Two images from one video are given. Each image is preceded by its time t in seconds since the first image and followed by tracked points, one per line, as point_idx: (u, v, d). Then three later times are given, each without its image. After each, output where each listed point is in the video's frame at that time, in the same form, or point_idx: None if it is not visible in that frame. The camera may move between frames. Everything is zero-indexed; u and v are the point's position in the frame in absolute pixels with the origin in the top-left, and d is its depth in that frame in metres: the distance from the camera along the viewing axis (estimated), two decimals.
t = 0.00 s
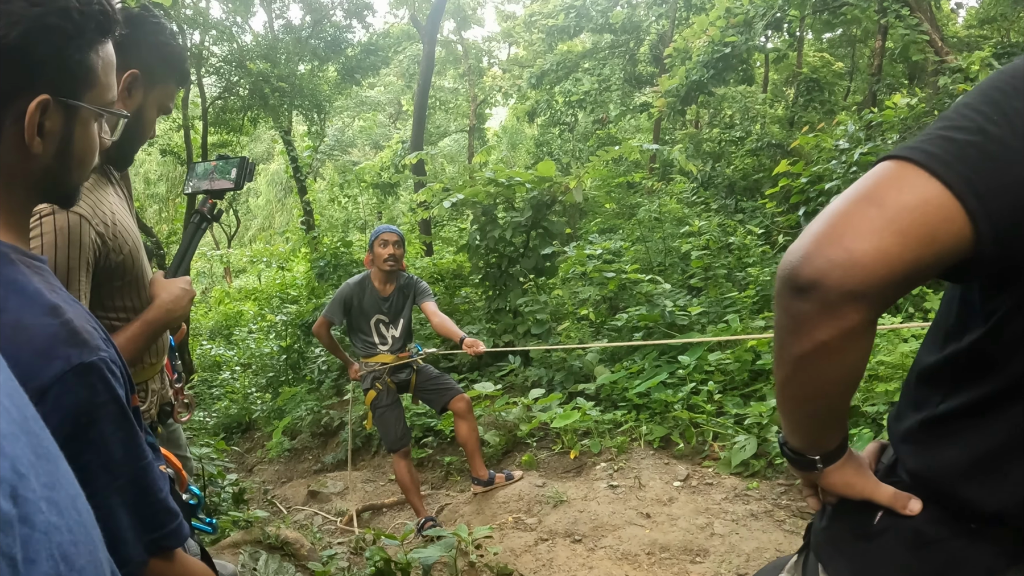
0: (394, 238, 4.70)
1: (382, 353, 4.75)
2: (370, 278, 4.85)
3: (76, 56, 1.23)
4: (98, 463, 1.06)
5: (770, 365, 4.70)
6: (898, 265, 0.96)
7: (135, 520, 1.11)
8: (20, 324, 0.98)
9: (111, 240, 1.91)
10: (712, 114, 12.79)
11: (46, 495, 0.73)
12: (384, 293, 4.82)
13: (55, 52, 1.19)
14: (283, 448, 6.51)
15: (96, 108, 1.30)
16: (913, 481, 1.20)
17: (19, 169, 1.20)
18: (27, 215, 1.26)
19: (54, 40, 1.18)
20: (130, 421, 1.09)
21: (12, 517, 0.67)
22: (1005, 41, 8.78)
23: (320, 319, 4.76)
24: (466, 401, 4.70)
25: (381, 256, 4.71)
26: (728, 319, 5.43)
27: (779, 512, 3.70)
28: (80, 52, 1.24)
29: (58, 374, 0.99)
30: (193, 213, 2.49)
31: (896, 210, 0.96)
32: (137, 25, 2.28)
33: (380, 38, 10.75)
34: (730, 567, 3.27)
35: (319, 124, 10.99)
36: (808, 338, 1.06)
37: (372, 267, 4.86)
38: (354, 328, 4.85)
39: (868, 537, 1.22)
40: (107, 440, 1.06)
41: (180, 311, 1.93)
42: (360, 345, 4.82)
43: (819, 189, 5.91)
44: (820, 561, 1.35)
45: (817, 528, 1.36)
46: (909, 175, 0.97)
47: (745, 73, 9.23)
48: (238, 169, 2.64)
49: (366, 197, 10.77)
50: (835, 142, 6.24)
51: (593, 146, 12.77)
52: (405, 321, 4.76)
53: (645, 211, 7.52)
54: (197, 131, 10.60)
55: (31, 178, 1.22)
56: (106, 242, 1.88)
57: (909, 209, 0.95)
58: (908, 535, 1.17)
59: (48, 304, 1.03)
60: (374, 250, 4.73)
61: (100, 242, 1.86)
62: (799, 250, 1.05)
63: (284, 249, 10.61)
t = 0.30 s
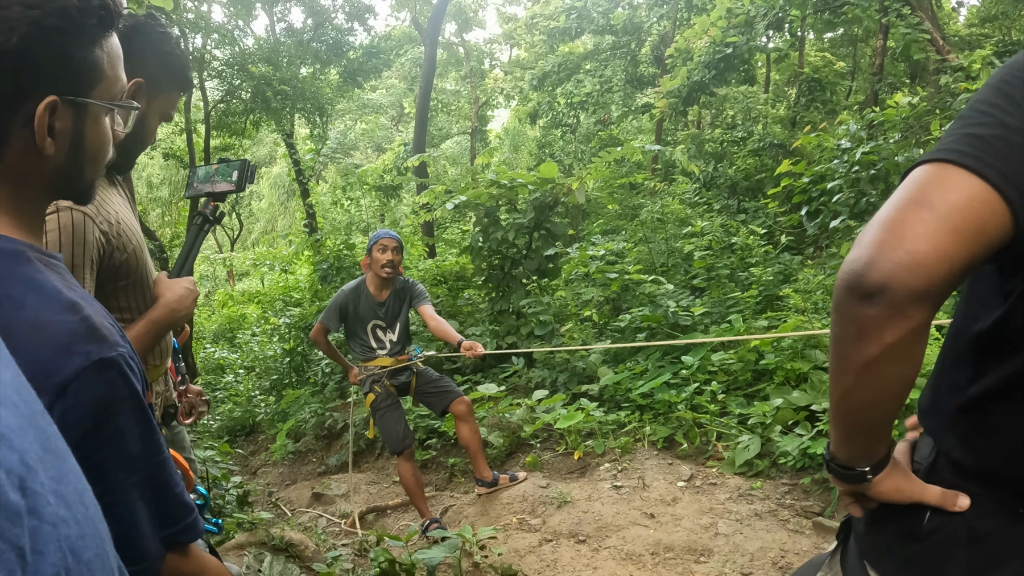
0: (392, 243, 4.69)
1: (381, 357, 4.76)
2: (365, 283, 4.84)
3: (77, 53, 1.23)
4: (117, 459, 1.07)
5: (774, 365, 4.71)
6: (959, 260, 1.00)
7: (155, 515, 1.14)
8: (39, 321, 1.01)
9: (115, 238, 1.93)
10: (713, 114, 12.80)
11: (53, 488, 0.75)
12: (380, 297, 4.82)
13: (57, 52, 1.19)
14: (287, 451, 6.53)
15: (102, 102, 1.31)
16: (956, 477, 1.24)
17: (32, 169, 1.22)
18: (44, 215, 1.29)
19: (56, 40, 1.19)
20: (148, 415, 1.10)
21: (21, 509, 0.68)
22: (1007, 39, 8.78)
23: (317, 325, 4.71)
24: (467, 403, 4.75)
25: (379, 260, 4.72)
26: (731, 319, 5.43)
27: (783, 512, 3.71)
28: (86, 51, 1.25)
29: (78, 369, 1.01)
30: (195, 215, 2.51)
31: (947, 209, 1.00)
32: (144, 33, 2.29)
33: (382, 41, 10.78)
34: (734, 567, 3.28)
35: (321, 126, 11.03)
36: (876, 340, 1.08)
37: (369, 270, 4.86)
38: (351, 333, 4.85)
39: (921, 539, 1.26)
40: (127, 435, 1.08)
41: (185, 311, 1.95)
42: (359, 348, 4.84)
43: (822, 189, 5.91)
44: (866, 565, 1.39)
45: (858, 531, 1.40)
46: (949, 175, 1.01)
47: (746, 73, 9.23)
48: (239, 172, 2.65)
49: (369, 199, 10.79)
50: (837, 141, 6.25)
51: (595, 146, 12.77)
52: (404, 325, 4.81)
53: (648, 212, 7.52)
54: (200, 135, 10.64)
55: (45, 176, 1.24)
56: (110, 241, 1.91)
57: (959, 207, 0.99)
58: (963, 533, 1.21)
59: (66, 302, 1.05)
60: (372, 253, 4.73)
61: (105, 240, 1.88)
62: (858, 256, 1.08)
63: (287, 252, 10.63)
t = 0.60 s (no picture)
0: (386, 241, 4.70)
1: (380, 357, 4.77)
2: (363, 283, 4.85)
3: (139, 62, 1.26)
4: (174, 452, 1.12)
5: (775, 364, 4.71)
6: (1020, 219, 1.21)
7: (202, 503, 1.20)
8: (101, 317, 1.04)
9: (117, 235, 1.95)
10: (715, 115, 12.83)
11: (57, 460, 0.76)
12: (378, 296, 4.83)
13: (120, 58, 1.22)
14: (290, 452, 6.54)
15: (158, 114, 1.33)
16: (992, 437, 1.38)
17: (81, 171, 1.22)
18: (82, 220, 1.27)
19: (122, 47, 1.23)
20: (198, 409, 1.17)
21: (27, 474, 0.69)
22: (1007, 38, 8.77)
23: (316, 326, 4.73)
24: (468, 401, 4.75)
25: (375, 259, 4.72)
26: (732, 319, 5.44)
27: (785, 510, 3.71)
28: (147, 63, 1.28)
29: (141, 364, 1.05)
30: (195, 217, 2.53)
31: (1011, 177, 1.21)
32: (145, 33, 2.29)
33: (383, 43, 10.82)
34: (736, 564, 3.29)
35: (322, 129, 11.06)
36: (953, 293, 1.27)
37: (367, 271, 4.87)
38: (350, 334, 4.86)
39: (962, 498, 1.40)
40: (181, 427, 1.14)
41: (186, 308, 1.96)
42: (359, 349, 4.85)
43: (822, 188, 5.92)
44: (905, 527, 1.51)
45: (896, 502, 1.54)
46: (1009, 150, 1.22)
47: (747, 74, 9.22)
48: (238, 174, 2.67)
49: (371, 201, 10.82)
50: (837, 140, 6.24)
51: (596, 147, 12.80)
52: (402, 325, 4.82)
53: (649, 213, 7.52)
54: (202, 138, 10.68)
55: (92, 181, 1.23)
56: (112, 239, 1.93)
57: (1020, 175, 1.20)
58: (1002, 489, 1.36)
59: (125, 300, 1.10)
60: (368, 252, 4.74)
61: (107, 237, 1.90)
62: (932, 222, 1.28)
63: (289, 254, 10.66)
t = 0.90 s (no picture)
0: (406, 256, 4.64)
1: (392, 357, 4.80)
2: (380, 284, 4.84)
3: (241, 78, 1.18)
4: (311, 454, 1.11)
5: (776, 366, 4.73)
6: None
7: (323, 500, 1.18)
8: (240, 329, 1.03)
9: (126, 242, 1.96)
10: (716, 116, 12.86)
11: (86, 480, 0.67)
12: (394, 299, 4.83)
13: (224, 78, 1.15)
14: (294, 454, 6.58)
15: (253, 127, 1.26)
16: None
17: (189, 189, 1.16)
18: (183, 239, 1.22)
19: (228, 66, 1.15)
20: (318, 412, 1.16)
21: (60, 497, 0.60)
22: (1007, 39, 8.78)
23: (331, 323, 4.74)
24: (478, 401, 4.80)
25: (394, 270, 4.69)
26: (734, 321, 5.46)
27: (787, 512, 3.73)
28: (246, 78, 1.20)
29: (283, 371, 1.04)
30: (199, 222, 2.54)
31: None
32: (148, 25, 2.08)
33: (385, 46, 10.87)
34: (738, 566, 3.31)
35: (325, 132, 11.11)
36: None
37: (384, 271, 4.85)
38: (364, 332, 4.87)
39: (1013, 481, 1.49)
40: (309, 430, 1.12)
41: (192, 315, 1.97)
42: (371, 348, 4.86)
43: (823, 190, 5.94)
44: (952, 515, 1.59)
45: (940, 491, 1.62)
46: None
47: (750, 76, 9.24)
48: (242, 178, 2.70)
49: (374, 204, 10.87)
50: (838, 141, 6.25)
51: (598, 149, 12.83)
52: (416, 327, 4.83)
53: (651, 215, 7.54)
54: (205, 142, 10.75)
55: (195, 198, 1.18)
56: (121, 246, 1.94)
57: None
58: None
59: (253, 313, 1.07)
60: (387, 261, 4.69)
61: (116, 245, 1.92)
62: (1000, 213, 1.37)
63: (292, 257, 10.71)
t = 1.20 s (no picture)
0: (424, 264, 4.64)
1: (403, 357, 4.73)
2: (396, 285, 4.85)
3: (358, 98, 1.19)
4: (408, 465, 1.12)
5: (780, 369, 4.74)
6: None
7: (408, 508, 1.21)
8: (354, 345, 1.04)
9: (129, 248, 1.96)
10: (718, 118, 12.88)
11: (136, 506, 0.65)
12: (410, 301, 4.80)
13: (346, 94, 1.16)
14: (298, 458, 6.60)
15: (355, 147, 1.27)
16: None
17: (297, 201, 1.17)
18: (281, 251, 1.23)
19: (350, 84, 1.17)
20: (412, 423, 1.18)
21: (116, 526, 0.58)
22: (1008, 40, 8.79)
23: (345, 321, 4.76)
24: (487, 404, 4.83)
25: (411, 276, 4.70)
26: (737, 324, 5.47)
27: (791, 514, 3.75)
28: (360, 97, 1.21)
29: (393, 387, 1.06)
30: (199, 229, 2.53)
31: None
32: (156, 34, 2.06)
33: (388, 50, 10.91)
34: (743, 569, 3.33)
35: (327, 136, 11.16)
36: None
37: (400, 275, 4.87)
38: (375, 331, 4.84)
39: None
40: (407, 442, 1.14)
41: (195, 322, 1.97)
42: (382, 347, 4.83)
43: (826, 193, 5.95)
44: (973, 547, 1.61)
45: (955, 523, 1.64)
46: None
47: (751, 79, 9.25)
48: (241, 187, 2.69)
49: (376, 207, 10.90)
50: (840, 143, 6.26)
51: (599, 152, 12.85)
52: (430, 329, 4.79)
53: (654, 218, 7.56)
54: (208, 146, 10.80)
55: (301, 211, 1.19)
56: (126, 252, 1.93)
57: None
58: None
59: (362, 328, 1.09)
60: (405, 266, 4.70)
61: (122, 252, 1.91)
62: (1015, 267, 1.30)
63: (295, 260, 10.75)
